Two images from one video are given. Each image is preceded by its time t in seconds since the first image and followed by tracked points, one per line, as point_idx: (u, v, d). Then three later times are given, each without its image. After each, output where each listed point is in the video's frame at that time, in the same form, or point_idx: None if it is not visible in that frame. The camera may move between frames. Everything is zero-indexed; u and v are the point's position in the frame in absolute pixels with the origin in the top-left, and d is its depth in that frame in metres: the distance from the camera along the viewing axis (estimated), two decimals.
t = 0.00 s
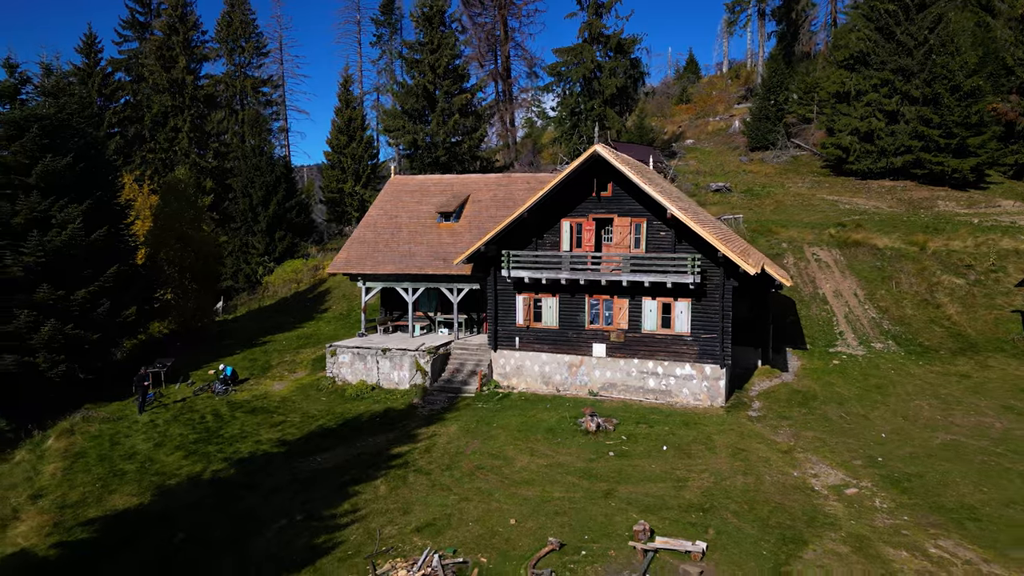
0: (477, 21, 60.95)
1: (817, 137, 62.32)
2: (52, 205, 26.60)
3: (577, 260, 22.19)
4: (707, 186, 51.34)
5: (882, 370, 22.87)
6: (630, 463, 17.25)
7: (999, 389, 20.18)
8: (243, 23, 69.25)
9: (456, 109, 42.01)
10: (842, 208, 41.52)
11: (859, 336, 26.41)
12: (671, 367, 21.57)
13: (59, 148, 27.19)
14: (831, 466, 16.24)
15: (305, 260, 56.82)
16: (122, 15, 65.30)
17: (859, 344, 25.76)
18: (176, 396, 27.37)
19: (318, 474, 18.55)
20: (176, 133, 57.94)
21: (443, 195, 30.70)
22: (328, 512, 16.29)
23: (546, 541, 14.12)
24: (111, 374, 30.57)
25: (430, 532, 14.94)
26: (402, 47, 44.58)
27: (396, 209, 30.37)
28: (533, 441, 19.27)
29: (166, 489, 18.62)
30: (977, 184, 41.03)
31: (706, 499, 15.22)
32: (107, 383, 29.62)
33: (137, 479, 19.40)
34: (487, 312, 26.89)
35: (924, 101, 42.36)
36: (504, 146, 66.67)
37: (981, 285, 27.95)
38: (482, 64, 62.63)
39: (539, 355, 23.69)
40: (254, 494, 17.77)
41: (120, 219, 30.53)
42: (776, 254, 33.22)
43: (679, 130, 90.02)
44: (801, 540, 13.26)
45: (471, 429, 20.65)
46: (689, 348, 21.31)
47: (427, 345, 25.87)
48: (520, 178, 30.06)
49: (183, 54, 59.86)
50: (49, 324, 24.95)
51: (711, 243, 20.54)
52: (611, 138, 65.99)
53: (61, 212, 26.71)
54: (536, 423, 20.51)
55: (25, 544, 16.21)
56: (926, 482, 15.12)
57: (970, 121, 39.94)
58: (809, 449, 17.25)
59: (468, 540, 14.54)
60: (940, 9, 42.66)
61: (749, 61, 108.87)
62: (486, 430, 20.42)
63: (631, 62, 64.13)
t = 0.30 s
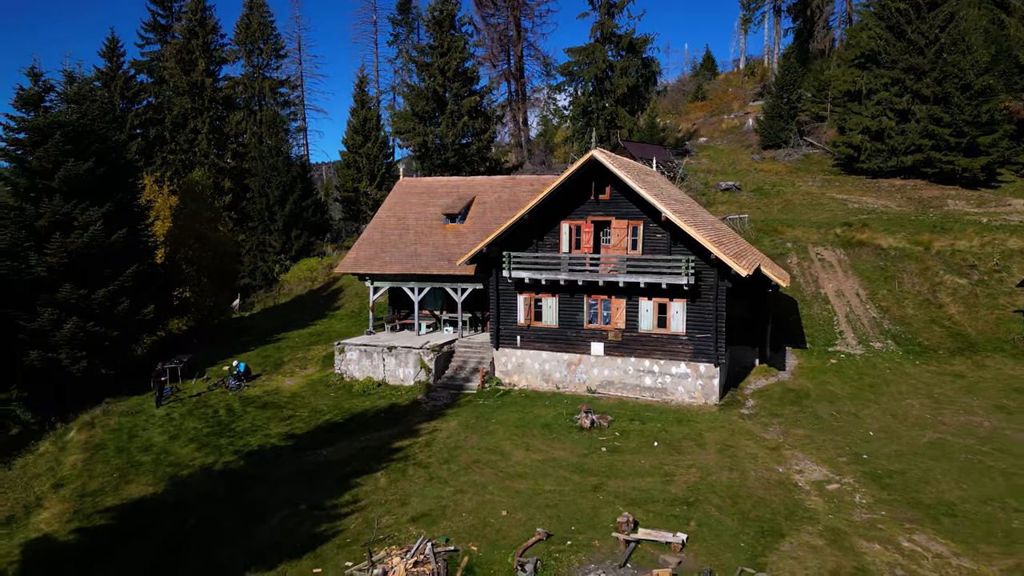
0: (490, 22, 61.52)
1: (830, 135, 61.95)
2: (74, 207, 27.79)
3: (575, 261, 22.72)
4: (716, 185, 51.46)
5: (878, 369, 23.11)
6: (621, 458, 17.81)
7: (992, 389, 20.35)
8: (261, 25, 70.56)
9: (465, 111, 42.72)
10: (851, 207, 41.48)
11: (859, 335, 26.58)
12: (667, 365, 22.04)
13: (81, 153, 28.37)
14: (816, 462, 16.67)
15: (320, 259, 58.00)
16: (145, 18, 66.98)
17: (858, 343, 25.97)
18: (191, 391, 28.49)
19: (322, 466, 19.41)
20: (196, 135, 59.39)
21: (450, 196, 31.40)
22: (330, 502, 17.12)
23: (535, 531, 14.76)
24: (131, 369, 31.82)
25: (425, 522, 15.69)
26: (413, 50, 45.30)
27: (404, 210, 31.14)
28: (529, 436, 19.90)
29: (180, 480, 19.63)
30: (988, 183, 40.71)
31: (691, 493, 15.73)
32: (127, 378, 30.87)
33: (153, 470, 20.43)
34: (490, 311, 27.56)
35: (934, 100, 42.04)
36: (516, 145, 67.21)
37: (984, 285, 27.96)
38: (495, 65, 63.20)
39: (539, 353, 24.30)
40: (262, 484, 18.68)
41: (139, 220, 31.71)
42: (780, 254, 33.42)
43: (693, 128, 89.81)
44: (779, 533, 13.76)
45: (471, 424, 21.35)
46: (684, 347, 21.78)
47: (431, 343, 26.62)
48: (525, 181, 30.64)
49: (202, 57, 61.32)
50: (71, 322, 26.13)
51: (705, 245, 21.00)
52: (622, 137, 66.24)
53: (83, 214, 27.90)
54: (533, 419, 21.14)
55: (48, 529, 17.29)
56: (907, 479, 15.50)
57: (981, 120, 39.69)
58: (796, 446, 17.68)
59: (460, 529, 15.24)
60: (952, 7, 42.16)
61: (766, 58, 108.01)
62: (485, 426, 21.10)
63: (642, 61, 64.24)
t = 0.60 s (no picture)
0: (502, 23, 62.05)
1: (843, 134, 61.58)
2: (94, 210, 29.03)
3: (574, 263, 23.24)
4: (725, 184, 51.52)
5: (874, 369, 23.35)
6: (612, 454, 18.37)
7: (985, 389, 20.55)
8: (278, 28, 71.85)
9: (474, 113, 43.35)
10: (859, 207, 41.40)
11: (858, 335, 26.78)
12: (663, 364, 22.50)
13: (100, 158, 29.58)
14: (802, 459, 17.08)
15: (335, 257, 59.10)
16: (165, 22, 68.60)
17: (857, 343, 26.18)
18: (206, 386, 29.58)
19: (327, 459, 20.24)
20: (214, 136, 60.75)
21: (456, 198, 32.09)
22: (332, 493, 17.93)
23: (524, 523, 15.39)
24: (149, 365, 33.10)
25: (420, 512, 16.41)
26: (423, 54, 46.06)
27: (412, 211, 31.90)
28: (526, 432, 20.51)
29: (191, 471, 20.60)
30: (999, 183, 40.40)
31: (677, 488, 16.25)
32: (145, 374, 32.14)
33: (166, 461, 21.44)
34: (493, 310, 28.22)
35: (944, 99, 41.73)
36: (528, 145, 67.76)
37: (986, 286, 27.99)
38: (507, 65, 63.74)
39: (539, 352, 24.88)
40: (269, 476, 19.55)
41: (156, 222, 32.91)
42: (783, 254, 33.59)
43: (707, 126, 89.53)
44: (758, 526, 14.26)
45: (470, 420, 22.02)
46: (679, 346, 22.23)
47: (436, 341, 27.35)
48: (529, 183, 31.23)
49: (221, 60, 62.71)
50: (91, 320, 27.37)
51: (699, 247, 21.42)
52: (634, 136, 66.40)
53: (102, 217, 29.11)
54: (531, 415, 21.76)
55: (68, 516, 18.35)
56: (890, 476, 15.88)
57: (990, 119, 39.54)
58: (784, 443, 18.11)
59: (453, 520, 15.94)
60: (963, 6, 41.78)
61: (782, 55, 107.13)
62: (484, 421, 21.75)
63: (653, 61, 64.35)
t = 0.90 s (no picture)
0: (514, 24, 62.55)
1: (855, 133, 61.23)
2: (113, 213, 30.19)
3: (572, 264, 23.76)
4: (734, 184, 51.57)
5: (869, 368, 23.61)
6: (604, 449, 18.91)
7: (977, 389, 20.75)
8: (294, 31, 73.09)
9: (482, 115, 44.00)
10: (866, 207, 41.31)
11: (858, 335, 26.96)
12: (658, 363, 22.95)
13: (119, 163, 30.76)
14: (788, 457, 17.48)
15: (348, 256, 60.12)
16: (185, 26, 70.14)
17: (856, 342, 26.39)
18: (219, 382, 30.64)
19: (331, 453, 21.04)
20: (231, 138, 62.14)
21: (462, 200, 32.76)
22: (334, 485, 18.71)
23: (514, 515, 16.00)
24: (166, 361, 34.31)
25: (416, 504, 17.12)
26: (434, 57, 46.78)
27: (418, 213, 32.64)
28: (523, 428, 21.12)
29: (202, 464, 21.54)
30: (1008, 183, 40.08)
31: (664, 483, 16.74)
32: (162, 370, 33.35)
33: (179, 454, 22.43)
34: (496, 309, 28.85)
35: (954, 98, 41.44)
36: (539, 145, 68.21)
37: (988, 286, 28.03)
38: (519, 66, 64.28)
39: (539, 350, 25.44)
40: (275, 469, 20.44)
41: (173, 224, 34.06)
42: (787, 254, 33.77)
43: (721, 124, 89.23)
44: (739, 520, 14.73)
45: (470, 416, 22.67)
46: (675, 346, 22.67)
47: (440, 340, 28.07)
48: (533, 185, 31.81)
49: (238, 64, 64.06)
50: (110, 318, 28.55)
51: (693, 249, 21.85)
52: (645, 136, 66.56)
53: (121, 219, 30.27)
54: (528, 412, 22.36)
55: (86, 505, 19.41)
56: (873, 473, 16.24)
57: (1001, 119, 38.96)
58: (773, 441, 18.52)
59: (448, 512, 16.61)
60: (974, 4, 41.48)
61: (799, 52, 106.22)
62: (483, 417, 22.40)
63: (664, 61, 64.44)
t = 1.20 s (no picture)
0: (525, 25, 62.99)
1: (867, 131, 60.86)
2: (131, 215, 31.35)
3: (571, 266, 24.27)
4: (743, 183, 51.62)
5: (864, 368, 23.86)
6: (596, 446, 19.45)
7: (970, 390, 20.94)
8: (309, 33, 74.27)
9: (490, 117, 44.65)
10: (874, 206, 41.22)
11: (856, 335, 27.11)
12: (654, 362, 23.41)
13: (136, 167, 31.90)
14: (775, 454, 17.89)
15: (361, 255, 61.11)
16: (204, 29, 71.64)
17: (854, 342, 26.56)
18: (232, 378, 31.70)
19: (334, 448, 21.84)
20: (248, 138, 62.53)
21: (467, 202, 33.38)
22: (335, 478, 19.50)
23: (505, 508, 16.64)
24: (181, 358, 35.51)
25: (412, 497, 17.81)
26: (443, 60, 47.48)
27: (425, 215, 33.34)
28: (520, 424, 21.73)
29: (213, 457, 22.49)
30: (1018, 182, 39.75)
31: (652, 478, 17.24)
32: (178, 366, 34.56)
33: (191, 448, 23.40)
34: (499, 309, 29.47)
35: (964, 98, 41.17)
36: (550, 145, 68.62)
37: (990, 287, 28.03)
38: (530, 66, 64.76)
39: (539, 349, 26.01)
40: (282, 462, 21.29)
41: (189, 225, 35.15)
42: (789, 254, 33.95)
43: (734, 122, 88.87)
44: (721, 515, 15.21)
45: (470, 413, 23.31)
46: (670, 345, 23.12)
47: (443, 338, 28.76)
48: (537, 187, 32.35)
49: (255, 66, 65.35)
50: (128, 317, 29.72)
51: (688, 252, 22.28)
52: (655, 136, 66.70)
53: (138, 221, 31.39)
54: (526, 409, 22.95)
55: (103, 495, 20.44)
56: (856, 471, 16.61)
57: (1010, 117, 38.44)
58: (762, 439, 18.93)
59: (442, 504, 17.28)
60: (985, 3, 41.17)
61: (815, 49, 105.21)
62: (482, 414, 23.03)
63: (675, 60, 64.50)
